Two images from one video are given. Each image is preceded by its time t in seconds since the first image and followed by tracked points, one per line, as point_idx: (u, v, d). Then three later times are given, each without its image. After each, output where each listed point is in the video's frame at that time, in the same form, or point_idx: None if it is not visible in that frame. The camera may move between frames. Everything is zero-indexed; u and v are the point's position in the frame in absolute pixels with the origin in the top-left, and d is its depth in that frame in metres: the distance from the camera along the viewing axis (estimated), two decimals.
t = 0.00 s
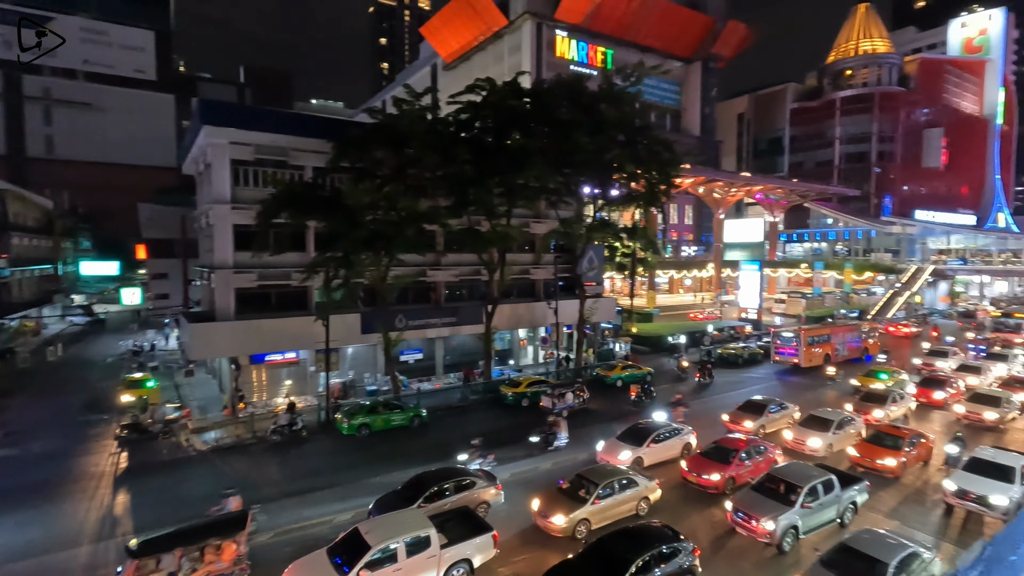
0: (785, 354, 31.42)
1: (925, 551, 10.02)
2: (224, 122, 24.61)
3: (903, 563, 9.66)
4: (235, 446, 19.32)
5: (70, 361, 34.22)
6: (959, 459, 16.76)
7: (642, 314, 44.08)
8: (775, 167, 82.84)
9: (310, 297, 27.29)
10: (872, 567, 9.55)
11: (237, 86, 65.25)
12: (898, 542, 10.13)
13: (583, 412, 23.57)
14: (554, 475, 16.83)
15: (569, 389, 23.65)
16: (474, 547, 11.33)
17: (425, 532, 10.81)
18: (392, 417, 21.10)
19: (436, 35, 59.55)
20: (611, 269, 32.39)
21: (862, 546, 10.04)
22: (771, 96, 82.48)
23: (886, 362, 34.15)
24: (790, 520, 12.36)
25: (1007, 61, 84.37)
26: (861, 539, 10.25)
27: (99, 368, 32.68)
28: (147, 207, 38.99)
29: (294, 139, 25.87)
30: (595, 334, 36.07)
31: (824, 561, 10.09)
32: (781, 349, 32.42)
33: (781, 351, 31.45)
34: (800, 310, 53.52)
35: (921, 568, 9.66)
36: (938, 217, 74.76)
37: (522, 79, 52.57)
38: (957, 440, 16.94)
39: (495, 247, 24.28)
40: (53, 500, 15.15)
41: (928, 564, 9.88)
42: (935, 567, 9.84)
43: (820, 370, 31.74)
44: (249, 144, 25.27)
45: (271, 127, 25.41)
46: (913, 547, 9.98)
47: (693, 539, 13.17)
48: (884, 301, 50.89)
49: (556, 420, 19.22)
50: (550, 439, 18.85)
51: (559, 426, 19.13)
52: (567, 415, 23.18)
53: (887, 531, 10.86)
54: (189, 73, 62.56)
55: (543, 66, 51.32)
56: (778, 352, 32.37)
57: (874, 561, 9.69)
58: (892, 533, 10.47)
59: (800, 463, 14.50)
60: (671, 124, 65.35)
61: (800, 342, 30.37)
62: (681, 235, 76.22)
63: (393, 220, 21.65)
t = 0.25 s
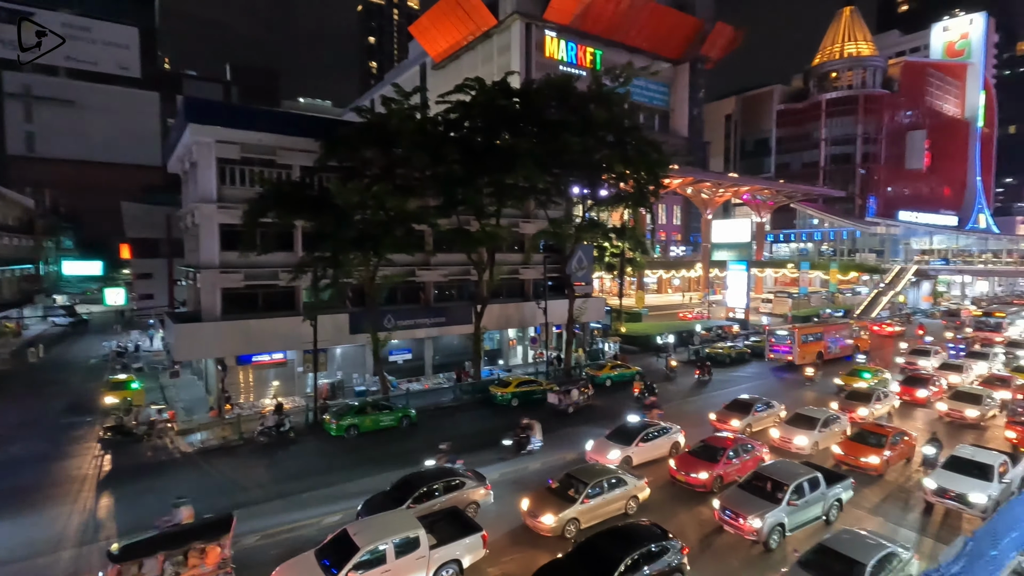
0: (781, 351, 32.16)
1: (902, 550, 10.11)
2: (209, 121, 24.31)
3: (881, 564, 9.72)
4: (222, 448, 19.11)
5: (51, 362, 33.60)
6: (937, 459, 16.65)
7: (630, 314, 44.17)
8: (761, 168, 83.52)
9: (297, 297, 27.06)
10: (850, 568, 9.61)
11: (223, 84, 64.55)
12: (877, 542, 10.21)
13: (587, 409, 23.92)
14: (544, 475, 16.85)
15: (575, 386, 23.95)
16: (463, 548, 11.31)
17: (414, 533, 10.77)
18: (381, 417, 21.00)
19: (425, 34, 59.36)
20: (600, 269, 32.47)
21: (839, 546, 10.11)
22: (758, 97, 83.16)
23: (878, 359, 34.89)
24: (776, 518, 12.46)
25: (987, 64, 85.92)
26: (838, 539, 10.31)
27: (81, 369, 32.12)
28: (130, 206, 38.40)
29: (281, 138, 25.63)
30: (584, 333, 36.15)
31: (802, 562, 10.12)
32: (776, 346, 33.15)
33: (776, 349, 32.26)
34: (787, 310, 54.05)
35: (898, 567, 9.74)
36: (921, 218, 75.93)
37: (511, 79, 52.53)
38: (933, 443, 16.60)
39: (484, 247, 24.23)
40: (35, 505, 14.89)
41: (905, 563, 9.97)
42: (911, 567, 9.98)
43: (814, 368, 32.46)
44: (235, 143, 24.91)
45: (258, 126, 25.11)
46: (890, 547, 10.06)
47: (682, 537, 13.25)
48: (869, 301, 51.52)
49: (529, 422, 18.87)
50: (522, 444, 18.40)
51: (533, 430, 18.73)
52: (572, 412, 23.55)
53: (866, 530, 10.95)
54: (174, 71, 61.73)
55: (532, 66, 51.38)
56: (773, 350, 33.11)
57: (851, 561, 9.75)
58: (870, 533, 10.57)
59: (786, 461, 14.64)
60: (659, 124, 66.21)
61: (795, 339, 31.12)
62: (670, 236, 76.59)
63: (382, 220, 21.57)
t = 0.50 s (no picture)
0: (775, 349, 33.21)
1: (877, 552, 10.12)
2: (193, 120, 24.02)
3: (854, 567, 9.73)
4: (206, 451, 18.86)
5: (29, 365, 32.89)
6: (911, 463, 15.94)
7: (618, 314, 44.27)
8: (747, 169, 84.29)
9: (283, 298, 26.81)
10: (824, 571, 9.60)
11: (207, 83, 63.75)
12: (852, 544, 10.24)
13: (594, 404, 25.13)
14: (532, 475, 16.83)
15: (582, 383, 25.21)
16: (451, 549, 11.25)
17: (402, 535, 10.70)
18: (368, 419, 20.85)
19: (412, 34, 59.14)
20: (588, 270, 32.57)
21: (813, 548, 10.12)
22: (743, 99, 83.95)
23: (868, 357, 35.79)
24: (762, 516, 12.56)
25: (966, 68, 87.62)
26: (812, 542, 10.31)
27: (61, 372, 31.49)
28: (112, 206, 37.76)
29: (267, 137, 25.37)
30: (572, 334, 36.27)
31: (778, 564, 10.11)
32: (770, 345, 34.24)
33: (771, 347, 33.30)
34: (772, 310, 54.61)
35: (872, 569, 9.76)
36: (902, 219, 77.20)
37: (499, 80, 52.54)
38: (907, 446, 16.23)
39: (472, 247, 24.18)
40: (11, 511, 14.54)
41: (880, 565, 10.01)
42: (884, 568, 9.99)
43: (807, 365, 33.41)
44: (220, 142, 24.63)
45: (244, 125, 24.86)
46: (865, 549, 10.09)
47: (669, 536, 13.30)
48: (852, 301, 52.21)
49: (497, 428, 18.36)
50: (490, 448, 17.92)
51: (501, 434, 18.24)
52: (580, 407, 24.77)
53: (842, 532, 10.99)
54: (157, 68, 60.79)
55: (519, 67, 51.40)
56: (767, 347, 34.17)
57: (826, 564, 9.75)
58: (845, 535, 10.61)
59: (771, 459, 14.78)
60: (646, 126, 66.48)
61: (788, 338, 32.12)
62: (656, 236, 77.02)
63: (369, 220, 21.45)
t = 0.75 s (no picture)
0: (770, 347, 34.04)
1: (852, 553, 10.10)
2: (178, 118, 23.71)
3: (830, 570, 9.68)
4: (192, 454, 18.65)
5: (10, 368, 32.30)
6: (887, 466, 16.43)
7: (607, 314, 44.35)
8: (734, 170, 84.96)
9: (271, 298, 26.57)
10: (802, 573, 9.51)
11: (192, 81, 62.97)
12: (830, 546, 10.20)
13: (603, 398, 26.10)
14: (521, 475, 16.82)
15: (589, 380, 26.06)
16: (440, 551, 11.20)
17: (391, 536, 10.63)
18: (357, 420, 20.73)
19: (401, 33, 58.86)
20: (577, 270, 32.62)
21: (788, 550, 10.05)
22: (730, 101, 84.59)
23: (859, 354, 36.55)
24: (749, 514, 12.64)
25: (947, 72, 89.06)
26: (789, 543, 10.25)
27: (43, 375, 30.97)
28: (95, 206, 37.17)
29: (254, 136, 25.15)
30: (561, 334, 36.35)
31: (755, 568, 10.00)
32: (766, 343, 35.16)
33: (767, 345, 34.17)
34: (759, 309, 55.09)
35: (850, 571, 9.71)
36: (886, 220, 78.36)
37: (488, 80, 52.53)
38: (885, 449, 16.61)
39: (461, 247, 24.12)
40: None
41: (856, 567, 9.97)
42: (860, 569, 9.97)
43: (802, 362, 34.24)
44: (206, 141, 24.36)
45: (230, 124, 24.60)
46: (842, 550, 10.05)
47: (658, 535, 13.35)
48: (837, 301, 52.78)
49: (465, 432, 17.79)
50: (458, 453, 17.35)
51: (470, 439, 17.67)
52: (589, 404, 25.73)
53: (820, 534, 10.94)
54: (141, 66, 59.94)
55: (508, 67, 51.49)
56: (763, 345, 35.01)
57: (802, 566, 9.69)
58: (823, 536, 10.54)
59: (759, 457, 14.89)
60: (635, 126, 66.66)
61: (783, 336, 33.01)
62: (645, 237, 77.39)
63: (357, 220, 21.36)
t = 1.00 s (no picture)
0: (766, 344, 35.00)
1: (830, 555, 10.05)
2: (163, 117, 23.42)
3: (808, 572, 9.61)
4: (178, 456, 18.42)
5: None
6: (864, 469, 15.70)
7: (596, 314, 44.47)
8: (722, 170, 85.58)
9: (258, 298, 26.33)
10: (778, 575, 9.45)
11: (178, 79, 62.20)
12: (808, 549, 10.16)
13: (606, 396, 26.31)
14: (512, 475, 16.81)
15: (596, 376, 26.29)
16: (429, 552, 11.14)
17: (381, 538, 10.57)
18: (346, 421, 20.62)
19: (390, 32, 58.57)
20: (566, 270, 32.71)
21: (764, 553, 9.97)
22: (718, 102, 85.21)
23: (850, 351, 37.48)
24: (737, 512, 12.73)
25: (930, 74, 90.49)
26: (767, 546, 10.18)
27: (24, 377, 30.42)
28: (77, 205, 36.54)
29: (240, 135, 24.92)
30: (551, 334, 36.42)
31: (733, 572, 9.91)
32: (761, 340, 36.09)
33: (762, 342, 35.20)
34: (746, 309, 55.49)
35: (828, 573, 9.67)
36: (870, 220, 79.46)
37: (477, 80, 52.50)
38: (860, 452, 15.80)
39: (451, 247, 24.06)
40: None
41: (835, 569, 9.90)
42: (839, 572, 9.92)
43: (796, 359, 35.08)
44: (192, 140, 24.07)
45: (216, 123, 24.33)
46: (821, 554, 9.99)
47: (647, 533, 13.39)
48: (823, 300, 53.41)
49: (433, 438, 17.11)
50: (426, 458, 16.70)
51: (437, 444, 17.08)
52: (594, 400, 25.92)
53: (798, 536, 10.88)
54: (126, 64, 59.06)
55: (498, 67, 51.52)
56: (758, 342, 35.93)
57: (779, 569, 9.62)
58: (803, 539, 10.48)
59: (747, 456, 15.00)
60: (624, 127, 66.61)
61: (779, 333, 33.98)
62: (634, 237, 77.71)
63: (346, 220, 21.27)
